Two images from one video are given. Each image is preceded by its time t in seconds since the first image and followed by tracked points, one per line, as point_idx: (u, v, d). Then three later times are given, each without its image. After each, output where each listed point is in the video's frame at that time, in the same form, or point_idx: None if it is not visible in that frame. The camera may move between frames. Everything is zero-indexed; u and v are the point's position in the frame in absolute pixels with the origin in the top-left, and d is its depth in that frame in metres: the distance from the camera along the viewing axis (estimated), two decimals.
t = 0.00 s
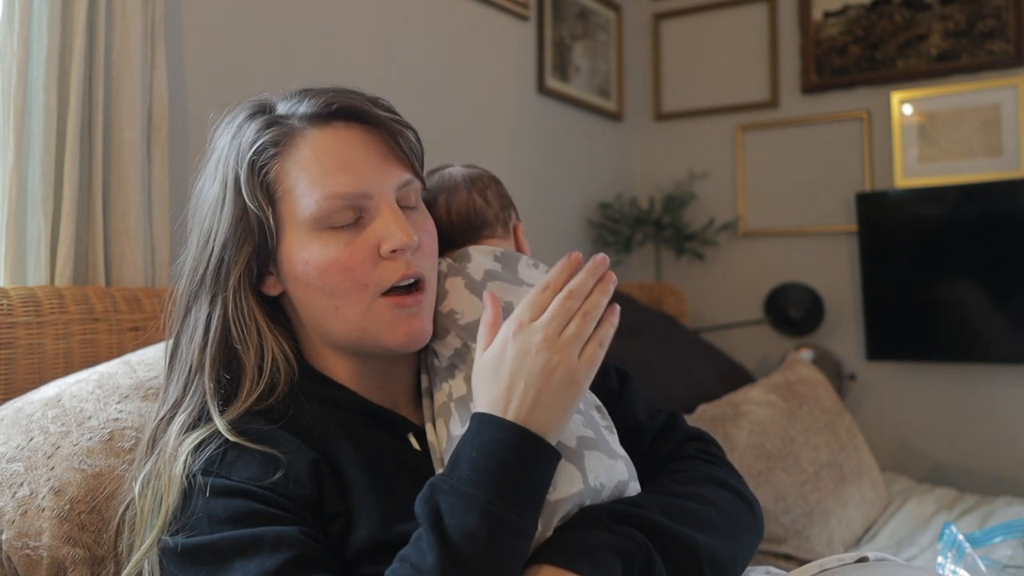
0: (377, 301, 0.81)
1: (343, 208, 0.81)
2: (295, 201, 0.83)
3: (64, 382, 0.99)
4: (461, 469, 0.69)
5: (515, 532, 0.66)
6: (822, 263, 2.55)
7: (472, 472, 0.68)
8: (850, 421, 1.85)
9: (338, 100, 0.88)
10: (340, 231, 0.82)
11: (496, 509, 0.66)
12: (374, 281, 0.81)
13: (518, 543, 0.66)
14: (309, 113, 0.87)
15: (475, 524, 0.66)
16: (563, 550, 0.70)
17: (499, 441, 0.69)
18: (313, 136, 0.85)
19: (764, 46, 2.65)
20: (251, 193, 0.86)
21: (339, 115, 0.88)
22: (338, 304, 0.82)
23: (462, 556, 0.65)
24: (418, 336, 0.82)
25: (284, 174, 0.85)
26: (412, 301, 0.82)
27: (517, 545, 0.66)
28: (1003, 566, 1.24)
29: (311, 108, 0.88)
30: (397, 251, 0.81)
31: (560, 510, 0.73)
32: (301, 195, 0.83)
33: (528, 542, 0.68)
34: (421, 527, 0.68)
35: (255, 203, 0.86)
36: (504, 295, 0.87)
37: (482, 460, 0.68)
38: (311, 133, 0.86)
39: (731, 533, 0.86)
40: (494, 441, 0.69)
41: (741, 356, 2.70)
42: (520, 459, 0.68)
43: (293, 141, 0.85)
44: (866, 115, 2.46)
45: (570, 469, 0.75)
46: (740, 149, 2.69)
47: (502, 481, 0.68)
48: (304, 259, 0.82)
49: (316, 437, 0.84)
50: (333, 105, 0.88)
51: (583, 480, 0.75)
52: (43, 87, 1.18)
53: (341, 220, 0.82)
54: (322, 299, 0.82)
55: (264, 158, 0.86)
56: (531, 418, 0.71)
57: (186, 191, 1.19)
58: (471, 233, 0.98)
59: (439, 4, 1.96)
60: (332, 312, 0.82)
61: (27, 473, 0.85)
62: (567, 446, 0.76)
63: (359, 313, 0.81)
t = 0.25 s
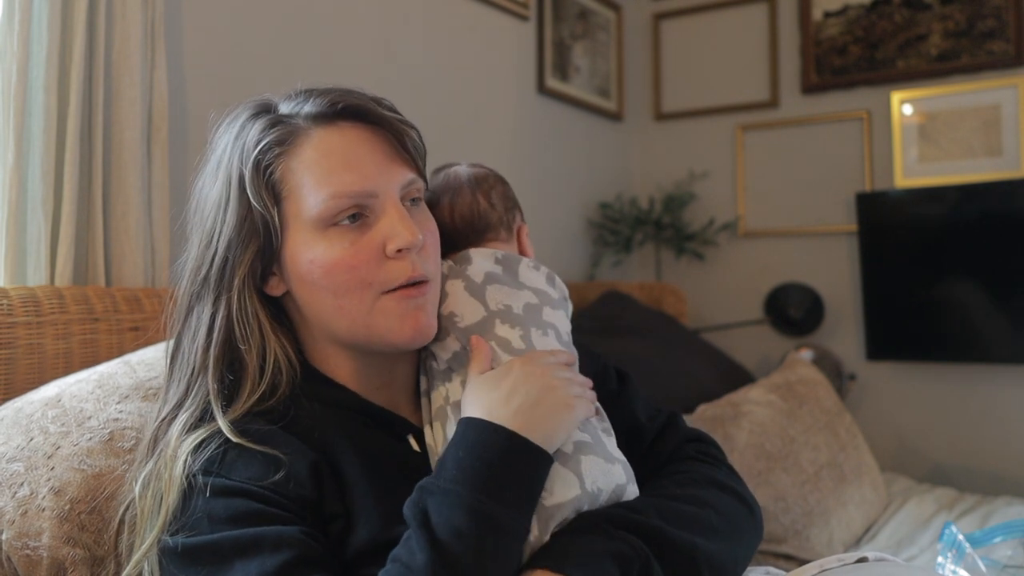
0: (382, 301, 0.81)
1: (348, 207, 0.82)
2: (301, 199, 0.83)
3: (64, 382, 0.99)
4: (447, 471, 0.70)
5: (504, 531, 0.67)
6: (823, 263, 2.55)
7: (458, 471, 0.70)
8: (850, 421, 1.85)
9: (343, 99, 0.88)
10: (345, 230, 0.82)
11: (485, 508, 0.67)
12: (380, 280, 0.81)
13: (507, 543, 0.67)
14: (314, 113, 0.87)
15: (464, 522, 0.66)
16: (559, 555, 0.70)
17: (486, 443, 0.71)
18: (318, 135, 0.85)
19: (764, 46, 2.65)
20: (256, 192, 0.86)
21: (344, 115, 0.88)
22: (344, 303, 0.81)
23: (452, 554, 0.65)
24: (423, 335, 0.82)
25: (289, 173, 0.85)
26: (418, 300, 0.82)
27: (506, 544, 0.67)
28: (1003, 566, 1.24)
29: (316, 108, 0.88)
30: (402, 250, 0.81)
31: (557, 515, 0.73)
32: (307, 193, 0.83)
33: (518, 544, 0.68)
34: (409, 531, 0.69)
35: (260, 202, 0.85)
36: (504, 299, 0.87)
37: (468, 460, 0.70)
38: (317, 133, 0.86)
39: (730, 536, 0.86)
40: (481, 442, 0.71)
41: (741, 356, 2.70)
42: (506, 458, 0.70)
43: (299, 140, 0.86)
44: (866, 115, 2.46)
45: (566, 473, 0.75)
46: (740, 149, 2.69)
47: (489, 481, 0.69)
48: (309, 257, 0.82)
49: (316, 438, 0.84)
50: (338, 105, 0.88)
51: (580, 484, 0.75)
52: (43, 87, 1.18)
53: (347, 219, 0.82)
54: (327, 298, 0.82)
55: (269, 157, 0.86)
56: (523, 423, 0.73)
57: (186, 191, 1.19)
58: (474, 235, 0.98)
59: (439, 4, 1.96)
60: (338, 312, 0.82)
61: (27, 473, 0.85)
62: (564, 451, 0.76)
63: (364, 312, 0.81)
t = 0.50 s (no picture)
0: (386, 299, 0.81)
1: (352, 205, 0.82)
2: (304, 198, 0.83)
3: (64, 382, 0.99)
4: (435, 471, 0.69)
5: (493, 531, 0.67)
6: (823, 263, 2.55)
7: (443, 471, 0.69)
8: (850, 421, 1.85)
9: (345, 98, 0.89)
10: (349, 228, 0.82)
11: (473, 509, 0.66)
12: (384, 278, 0.81)
13: (496, 541, 0.67)
14: (316, 112, 0.88)
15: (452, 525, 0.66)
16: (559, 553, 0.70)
17: (473, 440, 0.69)
18: (321, 134, 0.86)
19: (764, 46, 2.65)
20: (259, 190, 0.86)
21: (346, 114, 0.88)
22: (348, 302, 0.81)
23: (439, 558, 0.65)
24: (427, 334, 0.82)
25: (292, 172, 0.85)
26: (421, 299, 0.82)
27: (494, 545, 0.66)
28: (1003, 566, 1.24)
29: (319, 107, 0.88)
30: (406, 247, 0.81)
31: (559, 512, 0.73)
32: (311, 192, 0.83)
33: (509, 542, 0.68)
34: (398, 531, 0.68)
35: (263, 200, 0.85)
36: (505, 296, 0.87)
37: (451, 458, 0.69)
38: (320, 132, 0.86)
39: (731, 534, 0.86)
40: (468, 440, 0.69)
41: (741, 356, 2.70)
42: (494, 457, 0.69)
43: (301, 139, 0.86)
44: (867, 115, 2.46)
45: (568, 470, 0.75)
46: (739, 149, 2.69)
47: (477, 480, 0.68)
48: (312, 256, 0.82)
49: (315, 438, 0.83)
50: (340, 104, 0.88)
51: (582, 481, 0.75)
52: (43, 87, 1.18)
53: (351, 218, 0.82)
54: (331, 297, 0.82)
55: (272, 156, 0.86)
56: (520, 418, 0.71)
57: (186, 192, 1.19)
58: (470, 234, 0.98)
59: (439, 3, 1.96)
60: (341, 310, 0.82)
61: (27, 473, 0.85)
62: (566, 448, 0.76)
63: (368, 311, 0.81)
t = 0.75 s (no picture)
0: (385, 300, 0.81)
1: (350, 205, 0.82)
2: (302, 198, 0.83)
3: (64, 382, 0.99)
4: (430, 471, 0.70)
5: (487, 530, 0.67)
6: (822, 263, 2.55)
7: (438, 470, 0.70)
8: (850, 421, 1.85)
9: (342, 98, 0.89)
10: (347, 228, 0.82)
11: (468, 507, 0.67)
12: (382, 279, 0.81)
13: (490, 539, 0.67)
14: (313, 112, 0.87)
15: (447, 522, 0.66)
16: (559, 552, 0.69)
17: (468, 441, 0.71)
18: (318, 134, 0.85)
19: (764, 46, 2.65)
20: (256, 191, 0.85)
21: (343, 114, 0.88)
22: (347, 302, 0.81)
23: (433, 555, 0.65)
24: (425, 334, 0.82)
25: (290, 172, 0.85)
26: (420, 298, 0.82)
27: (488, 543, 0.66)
28: (1003, 566, 1.24)
29: (316, 107, 0.88)
30: (405, 247, 0.81)
31: (560, 508, 0.74)
32: (309, 192, 0.83)
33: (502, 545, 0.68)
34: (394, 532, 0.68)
35: (261, 201, 0.85)
36: (503, 294, 0.87)
37: (447, 458, 0.70)
38: (317, 132, 0.86)
39: (734, 529, 0.86)
40: (462, 440, 0.71)
41: (741, 357, 2.70)
42: (488, 457, 0.70)
43: (299, 140, 0.86)
44: (866, 115, 2.46)
45: (569, 466, 0.75)
46: (739, 149, 2.69)
47: (471, 479, 0.69)
48: (310, 257, 0.82)
49: (312, 437, 0.84)
50: (337, 104, 0.88)
51: (583, 478, 0.75)
52: (43, 87, 1.18)
53: (349, 218, 0.82)
54: (329, 298, 0.82)
55: (269, 157, 0.86)
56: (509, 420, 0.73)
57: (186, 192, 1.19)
58: (465, 233, 0.98)
59: (439, 3, 1.96)
60: (340, 311, 0.82)
61: (27, 473, 0.85)
62: (566, 443, 0.76)
63: (366, 311, 0.81)
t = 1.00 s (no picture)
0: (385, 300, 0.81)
1: (351, 205, 0.82)
2: (303, 199, 0.83)
3: (64, 382, 0.99)
4: (424, 470, 0.70)
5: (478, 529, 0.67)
6: (823, 263, 2.55)
7: (434, 469, 0.69)
8: (850, 420, 1.85)
9: (343, 99, 0.89)
10: (348, 228, 0.82)
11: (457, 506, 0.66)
12: (383, 278, 0.81)
13: (488, 539, 0.66)
14: (314, 113, 0.88)
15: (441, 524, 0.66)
16: (558, 549, 0.69)
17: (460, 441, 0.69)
18: (319, 134, 0.86)
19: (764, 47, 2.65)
20: (258, 191, 0.86)
21: (344, 114, 0.88)
22: (347, 302, 0.81)
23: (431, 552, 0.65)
24: (425, 334, 0.82)
25: (290, 173, 0.85)
26: (420, 300, 0.82)
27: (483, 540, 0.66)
28: (1003, 566, 1.24)
29: (316, 108, 0.88)
30: (406, 247, 0.81)
31: (560, 503, 0.73)
32: (310, 192, 0.83)
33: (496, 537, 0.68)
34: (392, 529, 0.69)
35: (261, 202, 0.85)
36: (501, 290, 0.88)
37: (443, 456, 0.69)
38: (318, 132, 0.86)
39: (735, 525, 0.86)
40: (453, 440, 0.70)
41: (741, 357, 2.70)
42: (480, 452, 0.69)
43: (300, 140, 0.86)
44: (867, 115, 2.46)
45: (568, 461, 0.75)
46: (740, 149, 2.69)
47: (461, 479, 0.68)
48: (311, 257, 0.82)
49: (310, 436, 0.84)
50: (338, 105, 0.88)
51: (582, 472, 0.75)
52: (43, 87, 1.18)
53: (350, 218, 0.82)
54: (329, 298, 0.82)
55: (270, 158, 0.86)
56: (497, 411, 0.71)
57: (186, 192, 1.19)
58: (465, 232, 0.98)
59: (439, 3, 1.96)
60: (341, 311, 0.82)
61: (27, 473, 0.85)
62: (565, 437, 0.76)
63: (367, 311, 0.81)
